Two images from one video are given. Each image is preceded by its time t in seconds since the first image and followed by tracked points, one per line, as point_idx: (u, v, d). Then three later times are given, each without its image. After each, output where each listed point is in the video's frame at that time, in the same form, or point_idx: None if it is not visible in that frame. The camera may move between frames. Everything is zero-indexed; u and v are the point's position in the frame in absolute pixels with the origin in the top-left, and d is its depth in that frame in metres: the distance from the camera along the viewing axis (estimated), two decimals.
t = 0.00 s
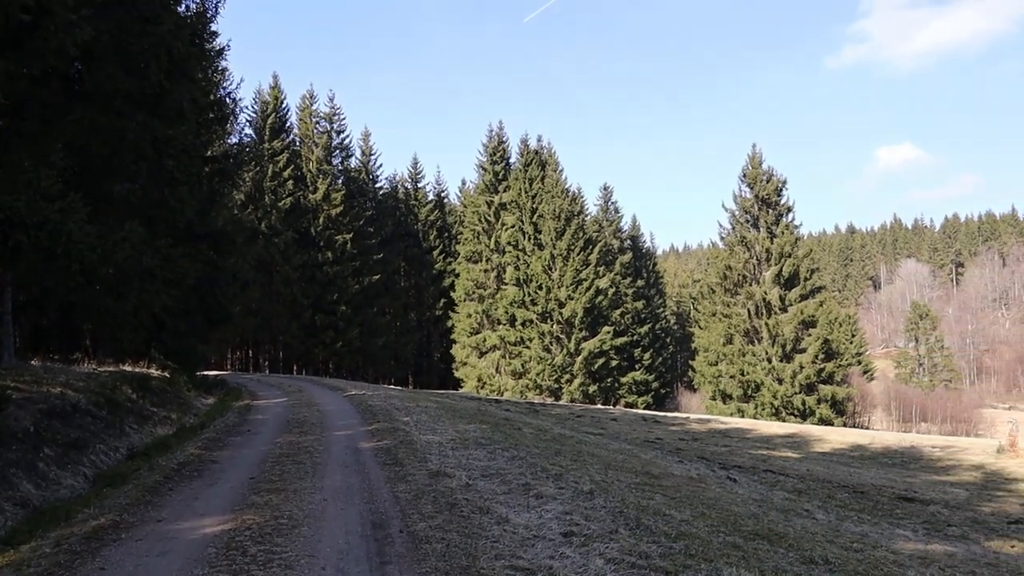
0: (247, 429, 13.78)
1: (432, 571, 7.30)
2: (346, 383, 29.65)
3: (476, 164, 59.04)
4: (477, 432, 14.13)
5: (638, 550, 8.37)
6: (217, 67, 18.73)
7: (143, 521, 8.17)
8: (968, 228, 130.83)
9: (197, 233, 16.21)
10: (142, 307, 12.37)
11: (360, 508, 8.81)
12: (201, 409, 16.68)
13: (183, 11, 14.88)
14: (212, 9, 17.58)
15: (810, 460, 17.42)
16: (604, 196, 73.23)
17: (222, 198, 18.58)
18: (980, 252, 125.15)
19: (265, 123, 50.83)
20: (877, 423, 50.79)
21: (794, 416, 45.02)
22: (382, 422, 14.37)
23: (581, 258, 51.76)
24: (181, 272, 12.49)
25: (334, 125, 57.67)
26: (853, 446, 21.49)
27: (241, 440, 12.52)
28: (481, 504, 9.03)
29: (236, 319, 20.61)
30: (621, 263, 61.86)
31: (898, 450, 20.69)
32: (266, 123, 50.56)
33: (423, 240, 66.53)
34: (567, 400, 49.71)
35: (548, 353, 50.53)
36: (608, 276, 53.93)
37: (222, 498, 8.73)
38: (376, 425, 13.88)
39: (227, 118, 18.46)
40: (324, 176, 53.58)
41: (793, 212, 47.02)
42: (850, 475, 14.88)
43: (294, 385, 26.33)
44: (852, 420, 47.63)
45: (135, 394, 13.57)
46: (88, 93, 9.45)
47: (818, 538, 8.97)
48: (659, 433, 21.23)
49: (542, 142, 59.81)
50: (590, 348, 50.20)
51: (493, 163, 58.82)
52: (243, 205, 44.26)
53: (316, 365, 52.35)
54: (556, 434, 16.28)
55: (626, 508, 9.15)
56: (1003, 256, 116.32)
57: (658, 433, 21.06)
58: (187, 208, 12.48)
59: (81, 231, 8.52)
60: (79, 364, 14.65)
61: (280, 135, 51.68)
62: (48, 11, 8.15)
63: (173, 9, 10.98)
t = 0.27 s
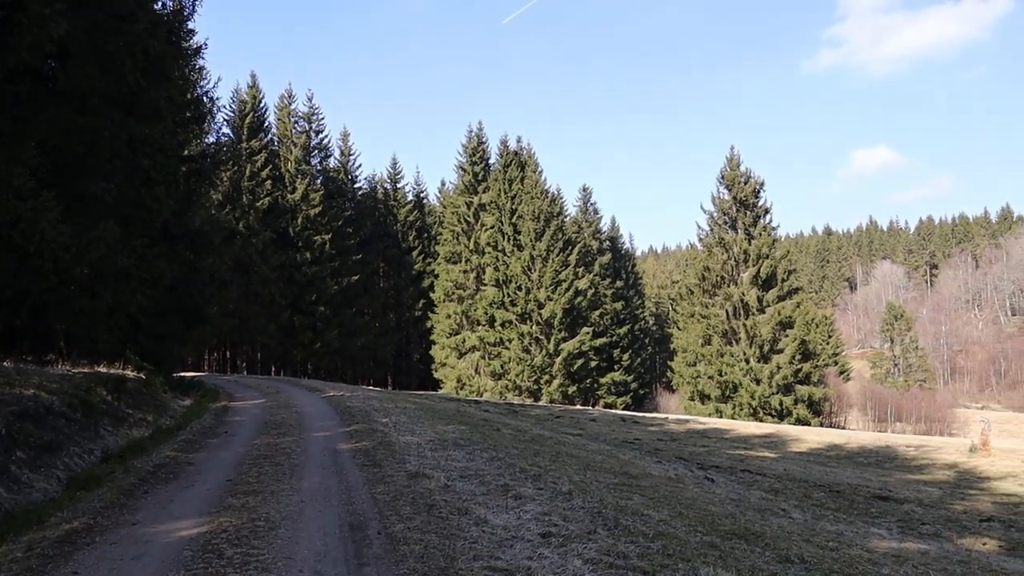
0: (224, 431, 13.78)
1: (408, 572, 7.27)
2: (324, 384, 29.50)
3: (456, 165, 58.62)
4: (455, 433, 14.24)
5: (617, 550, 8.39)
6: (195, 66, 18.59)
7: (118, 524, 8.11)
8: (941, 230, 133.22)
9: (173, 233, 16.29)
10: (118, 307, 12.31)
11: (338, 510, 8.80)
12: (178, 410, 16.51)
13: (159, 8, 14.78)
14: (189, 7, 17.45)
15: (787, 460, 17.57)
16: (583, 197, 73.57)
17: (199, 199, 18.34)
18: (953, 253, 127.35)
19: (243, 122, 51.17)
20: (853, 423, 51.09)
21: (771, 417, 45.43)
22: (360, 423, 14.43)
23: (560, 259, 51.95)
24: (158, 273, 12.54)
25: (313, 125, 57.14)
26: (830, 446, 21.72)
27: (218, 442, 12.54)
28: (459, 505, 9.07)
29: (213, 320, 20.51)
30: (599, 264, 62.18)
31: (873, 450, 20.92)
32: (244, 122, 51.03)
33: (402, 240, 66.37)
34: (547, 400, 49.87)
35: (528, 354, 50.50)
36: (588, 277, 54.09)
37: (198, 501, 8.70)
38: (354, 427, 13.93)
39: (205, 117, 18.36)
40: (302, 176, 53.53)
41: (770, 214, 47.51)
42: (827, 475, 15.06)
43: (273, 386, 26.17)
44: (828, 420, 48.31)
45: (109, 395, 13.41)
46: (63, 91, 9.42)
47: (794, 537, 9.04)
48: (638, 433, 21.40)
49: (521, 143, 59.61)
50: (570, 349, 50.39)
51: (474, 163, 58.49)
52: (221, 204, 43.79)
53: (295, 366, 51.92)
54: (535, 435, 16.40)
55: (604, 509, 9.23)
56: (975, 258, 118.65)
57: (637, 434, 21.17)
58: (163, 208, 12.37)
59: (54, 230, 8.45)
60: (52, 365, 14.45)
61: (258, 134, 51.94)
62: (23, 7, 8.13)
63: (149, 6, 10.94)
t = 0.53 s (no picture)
0: (202, 433, 13.73)
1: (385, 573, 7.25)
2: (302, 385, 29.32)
3: (436, 166, 58.55)
4: (434, 434, 14.33)
5: (595, 550, 8.43)
6: (172, 65, 18.41)
7: (93, 528, 8.05)
8: (917, 233, 135.09)
9: (149, 233, 16.31)
10: (93, 306, 12.34)
11: (317, 512, 8.82)
12: (155, 412, 16.34)
13: (135, 8, 14.65)
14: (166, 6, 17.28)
15: (765, 461, 17.71)
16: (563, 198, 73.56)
17: (177, 198, 17.84)
18: (928, 255, 129.10)
19: (221, 122, 50.86)
20: (830, 424, 51.91)
21: (749, 417, 45.67)
22: (339, 424, 14.45)
23: (539, 261, 51.90)
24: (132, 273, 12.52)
25: (293, 125, 56.65)
26: (807, 446, 21.93)
27: (196, 444, 12.51)
28: (438, 506, 9.12)
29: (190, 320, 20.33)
30: (579, 265, 62.34)
31: (849, 450, 21.11)
32: (222, 122, 50.83)
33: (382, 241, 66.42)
34: (526, 401, 49.99)
35: (506, 355, 50.54)
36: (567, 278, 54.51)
37: (174, 504, 8.65)
38: (333, 428, 13.96)
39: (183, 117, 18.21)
40: (281, 177, 53.02)
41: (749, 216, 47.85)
42: (804, 475, 15.22)
43: (252, 387, 26.00)
44: (806, 420, 48.81)
45: (84, 398, 13.24)
46: (39, 89, 9.35)
47: (771, 537, 9.11)
48: (617, 434, 21.48)
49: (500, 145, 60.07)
50: (549, 350, 50.53)
51: (453, 165, 58.33)
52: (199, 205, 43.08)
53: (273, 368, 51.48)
54: (514, 436, 16.49)
55: (583, 510, 9.31)
56: (950, 260, 120.55)
57: (616, 435, 21.23)
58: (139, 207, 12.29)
59: (28, 231, 8.25)
60: (26, 366, 14.24)
61: (237, 134, 51.87)
62: None
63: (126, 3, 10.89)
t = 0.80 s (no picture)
0: (178, 433, 13.69)
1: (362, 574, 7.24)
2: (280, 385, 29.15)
3: (417, 166, 58.15)
4: (413, 434, 14.42)
5: (572, 551, 8.47)
6: (151, 60, 18.20)
7: (66, 528, 7.99)
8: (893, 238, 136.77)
9: (127, 230, 16.20)
10: (69, 304, 12.24)
11: (293, 512, 8.83)
12: (131, 410, 16.18)
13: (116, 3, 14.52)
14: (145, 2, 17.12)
15: (741, 462, 17.89)
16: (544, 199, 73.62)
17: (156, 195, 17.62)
18: (905, 260, 130.67)
19: (201, 119, 49.89)
20: (807, 426, 52.38)
21: (727, 419, 45.84)
22: (317, 424, 14.47)
23: (519, 262, 52.33)
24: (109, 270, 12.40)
25: (273, 123, 56.31)
26: (784, 447, 22.17)
27: (172, 443, 12.49)
28: (416, 507, 9.17)
29: (169, 318, 19.97)
30: (560, 267, 62.54)
31: (826, 452, 21.32)
32: (201, 119, 49.76)
33: (362, 240, 66.67)
34: (505, 402, 50.05)
35: (486, 356, 50.57)
36: (547, 279, 54.72)
37: (149, 503, 8.62)
38: (311, 428, 14.00)
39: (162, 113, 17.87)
40: (261, 175, 52.40)
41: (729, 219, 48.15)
42: (781, 477, 15.38)
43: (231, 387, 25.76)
44: (783, 422, 49.24)
45: (59, 396, 13.10)
46: (15, 83, 9.24)
47: (747, 538, 9.21)
48: (596, 435, 21.58)
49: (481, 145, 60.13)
50: (529, 351, 50.61)
51: (434, 164, 57.66)
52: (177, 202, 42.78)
53: (251, 367, 51.25)
54: (493, 437, 16.60)
55: (560, 511, 9.40)
56: (926, 265, 122.22)
57: (595, 437, 21.33)
58: (115, 204, 12.17)
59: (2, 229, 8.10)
60: None
61: (217, 131, 50.64)
62: None
63: None
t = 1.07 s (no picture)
0: (156, 433, 13.67)
1: (339, 574, 7.24)
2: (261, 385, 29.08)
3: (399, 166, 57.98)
4: (393, 434, 14.50)
5: (551, 551, 8.51)
6: (131, 57, 18.23)
7: (41, 528, 7.95)
8: (873, 240, 137.96)
9: (105, 229, 16.48)
10: (47, 303, 12.14)
11: (272, 513, 8.86)
12: (109, 410, 16.09)
13: None
14: None
15: (721, 463, 18.06)
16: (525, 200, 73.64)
17: (134, 194, 17.83)
18: (884, 262, 131.72)
19: (181, 116, 49.88)
20: (787, 426, 52.85)
21: (707, 420, 46.02)
22: (296, 424, 14.52)
23: (501, 262, 52.63)
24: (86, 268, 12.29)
25: (255, 121, 55.55)
26: (764, 448, 22.41)
27: (150, 443, 12.48)
28: (395, 507, 9.26)
29: (148, 318, 19.65)
30: (541, 268, 62.77)
31: (805, 452, 21.54)
32: (182, 117, 49.79)
33: (343, 240, 66.50)
34: (487, 402, 50.14)
35: (467, 356, 50.66)
36: (528, 279, 55.12)
37: (126, 504, 8.60)
38: (291, 428, 14.04)
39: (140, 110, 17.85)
40: (242, 173, 52.30)
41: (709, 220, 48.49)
42: (759, 477, 15.55)
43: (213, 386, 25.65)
44: (762, 423, 49.61)
45: (35, 395, 13.03)
46: None
47: (724, 538, 9.34)
48: (577, 436, 21.70)
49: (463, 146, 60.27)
50: (510, 351, 51.11)
51: (417, 164, 57.56)
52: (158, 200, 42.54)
53: (231, 367, 51.06)
54: (473, 437, 16.74)
55: (540, 511, 9.54)
56: (905, 268, 123.86)
57: (576, 437, 21.47)
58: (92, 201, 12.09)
59: None
60: None
61: (197, 130, 50.75)
62: None
63: None
